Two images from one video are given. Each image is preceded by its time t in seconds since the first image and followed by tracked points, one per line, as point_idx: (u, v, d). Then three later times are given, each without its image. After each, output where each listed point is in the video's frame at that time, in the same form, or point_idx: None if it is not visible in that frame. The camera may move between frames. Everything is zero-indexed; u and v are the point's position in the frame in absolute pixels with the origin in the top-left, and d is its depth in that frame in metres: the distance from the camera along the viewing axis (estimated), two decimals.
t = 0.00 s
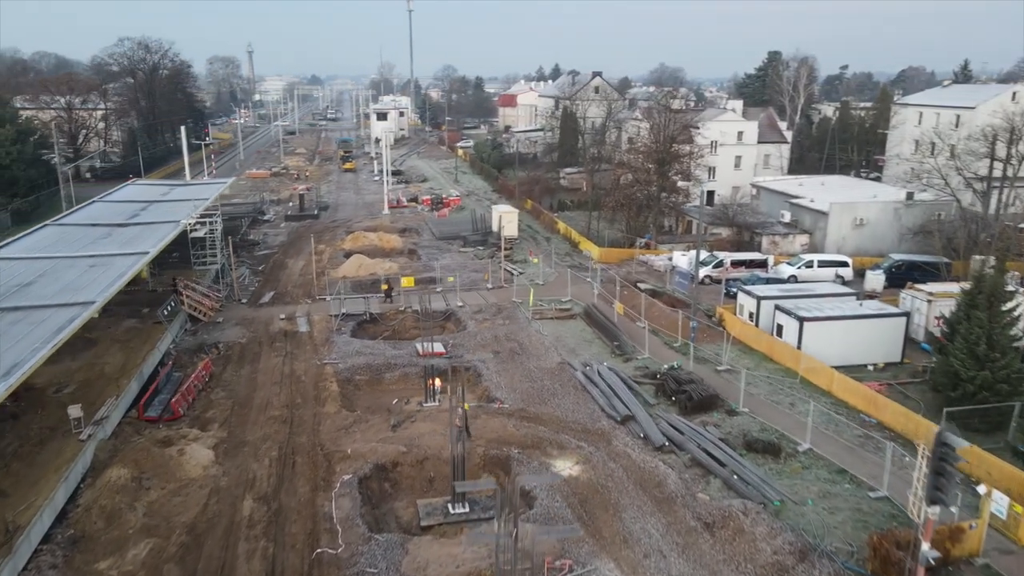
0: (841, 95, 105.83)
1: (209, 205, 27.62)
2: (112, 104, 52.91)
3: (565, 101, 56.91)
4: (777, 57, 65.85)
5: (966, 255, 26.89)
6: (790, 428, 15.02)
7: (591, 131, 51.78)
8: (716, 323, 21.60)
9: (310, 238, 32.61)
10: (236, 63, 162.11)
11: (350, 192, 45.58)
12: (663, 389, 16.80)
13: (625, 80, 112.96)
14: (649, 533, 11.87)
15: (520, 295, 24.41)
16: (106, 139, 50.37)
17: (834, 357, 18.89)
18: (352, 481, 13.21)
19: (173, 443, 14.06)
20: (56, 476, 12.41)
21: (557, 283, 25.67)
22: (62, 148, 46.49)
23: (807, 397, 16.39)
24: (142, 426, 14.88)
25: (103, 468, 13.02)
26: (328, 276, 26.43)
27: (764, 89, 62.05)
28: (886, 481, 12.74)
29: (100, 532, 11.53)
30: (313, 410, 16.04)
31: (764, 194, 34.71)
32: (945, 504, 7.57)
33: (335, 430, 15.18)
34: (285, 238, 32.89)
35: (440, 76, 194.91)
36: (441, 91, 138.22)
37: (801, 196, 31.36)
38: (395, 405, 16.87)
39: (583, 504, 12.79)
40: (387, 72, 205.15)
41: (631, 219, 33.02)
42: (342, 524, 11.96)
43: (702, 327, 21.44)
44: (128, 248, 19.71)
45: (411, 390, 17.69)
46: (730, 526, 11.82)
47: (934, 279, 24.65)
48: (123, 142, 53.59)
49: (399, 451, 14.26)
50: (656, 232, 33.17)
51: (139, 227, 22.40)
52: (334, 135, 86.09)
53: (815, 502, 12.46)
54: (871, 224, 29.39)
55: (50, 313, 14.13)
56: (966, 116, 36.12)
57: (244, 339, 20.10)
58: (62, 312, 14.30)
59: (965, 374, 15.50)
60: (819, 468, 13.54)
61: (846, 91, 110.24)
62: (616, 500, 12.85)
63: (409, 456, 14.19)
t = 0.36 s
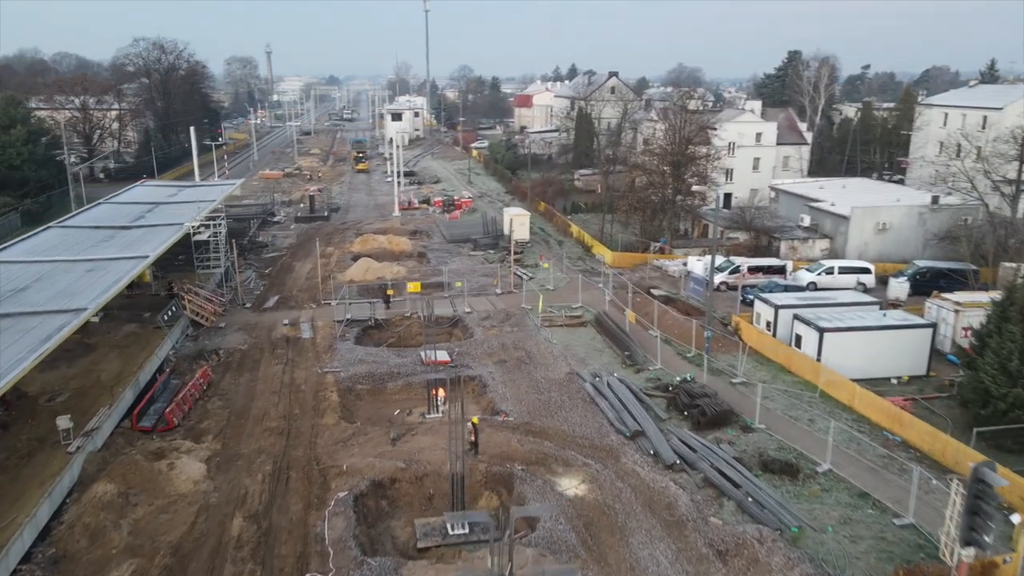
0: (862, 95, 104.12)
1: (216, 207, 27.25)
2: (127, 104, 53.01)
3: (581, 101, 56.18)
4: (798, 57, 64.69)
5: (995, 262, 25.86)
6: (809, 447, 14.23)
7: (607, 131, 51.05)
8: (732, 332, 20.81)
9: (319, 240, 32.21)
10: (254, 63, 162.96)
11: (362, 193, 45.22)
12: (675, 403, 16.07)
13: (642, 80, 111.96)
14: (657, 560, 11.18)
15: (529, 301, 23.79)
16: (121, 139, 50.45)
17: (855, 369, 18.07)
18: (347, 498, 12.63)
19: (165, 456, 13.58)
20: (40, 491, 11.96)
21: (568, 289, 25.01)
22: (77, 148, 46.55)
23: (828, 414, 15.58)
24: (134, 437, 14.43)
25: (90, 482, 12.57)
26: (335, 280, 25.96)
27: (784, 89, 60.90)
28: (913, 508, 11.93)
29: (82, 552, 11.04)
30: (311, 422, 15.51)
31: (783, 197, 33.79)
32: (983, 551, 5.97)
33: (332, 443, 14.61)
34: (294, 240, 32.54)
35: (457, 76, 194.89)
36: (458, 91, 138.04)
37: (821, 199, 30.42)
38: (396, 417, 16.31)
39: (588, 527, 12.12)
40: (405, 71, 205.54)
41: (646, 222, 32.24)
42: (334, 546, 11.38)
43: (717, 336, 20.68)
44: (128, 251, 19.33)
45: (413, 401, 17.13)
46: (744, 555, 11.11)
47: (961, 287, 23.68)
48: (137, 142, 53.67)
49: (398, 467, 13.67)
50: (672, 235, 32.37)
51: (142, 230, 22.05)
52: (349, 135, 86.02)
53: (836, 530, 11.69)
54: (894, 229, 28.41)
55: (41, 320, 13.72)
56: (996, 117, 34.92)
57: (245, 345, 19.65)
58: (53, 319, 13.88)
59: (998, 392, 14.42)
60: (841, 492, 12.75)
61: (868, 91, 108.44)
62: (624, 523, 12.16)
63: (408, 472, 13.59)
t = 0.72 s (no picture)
0: (883, 96, 102.56)
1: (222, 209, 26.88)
2: (140, 104, 53.01)
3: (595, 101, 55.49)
4: (817, 57, 63.60)
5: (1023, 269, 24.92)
6: (829, 467, 13.53)
7: (621, 132, 50.33)
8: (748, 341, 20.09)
9: (327, 243, 31.83)
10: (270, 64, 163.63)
11: (374, 194, 44.84)
12: (688, 417, 15.41)
13: (658, 80, 111.07)
14: None
15: (539, 306, 23.22)
16: (134, 139, 50.42)
17: (877, 382, 17.32)
18: (343, 516, 12.08)
19: (156, 469, 13.14)
20: (25, 506, 11.54)
21: (579, 294, 24.40)
22: (90, 148, 46.55)
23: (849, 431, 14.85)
24: (128, 447, 14.02)
25: (79, 496, 12.15)
26: (342, 283, 25.52)
27: (803, 89, 59.88)
28: (942, 536, 11.19)
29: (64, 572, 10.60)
30: (310, 433, 15.02)
31: (802, 200, 32.94)
32: None
33: (331, 456, 14.11)
34: (303, 242, 32.18)
35: (472, 77, 194.66)
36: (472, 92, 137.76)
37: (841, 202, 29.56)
38: (398, 428, 15.78)
39: (594, 550, 11.50)
40: (420, 72, 205.65)
41: (660, 225, 31.54)
42: (326, 568, 10.85)
43: (733, 345, 19.98)
44: (129, 255, 18.98)
45: (416, 411, 16.61)
46: None
47: (988, 295, 22.77)
48: (150, 142, 53.66)
49: (397, 483, 13.12)
50: (687, 239, 31.63)
51: (145, 232, 21.71)
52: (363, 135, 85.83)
53: (859, 559, 10.98)
54: (917, 233, 27.48)
55: (31, 327, 13.34)
56: None
57: (247, 351, 19.24)
58: (44, 326, 13.49)
59: None
60: (863, 517, 12.03)
61: (888, 92, 106.81)
62: (632, 547, 11.53)
63: (407, 488, 13.05)
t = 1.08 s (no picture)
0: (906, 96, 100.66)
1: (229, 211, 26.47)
2: (155, 104, 52.96)
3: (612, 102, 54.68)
4: (840, 56, 62.34)
5: None
6: (854, 491, 12.73)
7: (638, 133, 49.50)
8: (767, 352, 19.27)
9: (337, 245, 31.37)
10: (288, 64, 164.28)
11: (387, 195, 44.37)
12: (704, 433, 14.66)
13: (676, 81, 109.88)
14: None
15: (551, 313, 22.55)
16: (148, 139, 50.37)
17: (904, 397, 16.45)
18: (339, 538, 11.48)
19: (148, 484, 12.65)
20: (7, 524, 11.08)
21: (592, 300, 23.68)
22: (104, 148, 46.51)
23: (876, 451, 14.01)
24: (120, 459, 13.56)
25: (65, 514, 11.69)
26: (350, 287, 25.02)
27: (824, 89, 58.68)
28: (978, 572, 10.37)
29: None
30: (309, 446, 14.46)
31: (823, 204, 31.97)
32: None
33: (329, 472, 13.53)
34: (312, 244, 31.74)
35: (489, 77, 194.30)
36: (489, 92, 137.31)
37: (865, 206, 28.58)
38: (401, 442, 15.17)
39: None
40: (437, 72, 205.71)
41: (676, 229, 30.72)
42: None
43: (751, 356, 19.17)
44: (130, 259, 18.57)
45: (420, 424, 16.01)
46: None
47: (1021, 305, 21.75)
48: (165, 142, 53.62)
49: (397, 502, 12.52)
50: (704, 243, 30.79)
51: (149, 235, 21.31)
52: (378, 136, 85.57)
53: None
54: (945, 239, 26.45)
55: (22, 335, 12.92)
56: None
57: (250, 358, 18.76)
58: (35, 334, 13.06)
59: None
60: (892, 547, 11.23)
61: (912, 92, 104.85)
62: None
63: (408, 507, 12.43)
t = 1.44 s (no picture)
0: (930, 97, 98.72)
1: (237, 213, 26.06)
2: (170, 105, 52.88)
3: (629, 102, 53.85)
4: (863, 56, 61.04)
5: None
6: (882, 518, 11.92)
7: (655, 134, 48.66)
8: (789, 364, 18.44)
9: (348, 247, 30.90)
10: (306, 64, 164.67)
11: (400, 197, 43.90)
12: (721, 452, 13.90)
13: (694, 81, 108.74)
14: None
15: (564, 320, 21.86)
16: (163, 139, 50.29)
17: (934, 414, 15.57)
18: (334, 562, 10.87)
19: (139, 501, 12.15)
20: None
21: (606, 307, 22.96)
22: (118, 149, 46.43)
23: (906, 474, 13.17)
24: (113, 473, 13.07)
25: (51, 532, 11.20)
26: (358, 292, 24.49)
27: (847, 89, 57.44)
28: None
29: None
30: (308, 461, 13.89)
31: (846, 207, 30.98)
32: None
33: (327, 490, 12.95)
34: (323, 247, 31.29)
35: (505, 78, 193.83)
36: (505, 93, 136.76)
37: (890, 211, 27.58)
38: (404, 458, 14.54)
39: None
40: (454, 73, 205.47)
41: (694, 233, 29.89)
42: None
43: (772, 368, 18.35)
44: (131, 263, 18.15)
45: (424, 438, 15.39)
46: None
47: None
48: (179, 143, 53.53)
49: (397, 523, 11.88)
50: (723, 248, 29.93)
51: (154, 238, 20.91)
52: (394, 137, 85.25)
53: None
54: (975, 245, 25.39)
55: (12, 344, 12.47)
56: None
57: (252, 365, 18.26)
58: (26, 342, 12.61)
59: None
60: None
61: (936, 92, 102.86)
62: None
63: (408, 529, 11.79)
